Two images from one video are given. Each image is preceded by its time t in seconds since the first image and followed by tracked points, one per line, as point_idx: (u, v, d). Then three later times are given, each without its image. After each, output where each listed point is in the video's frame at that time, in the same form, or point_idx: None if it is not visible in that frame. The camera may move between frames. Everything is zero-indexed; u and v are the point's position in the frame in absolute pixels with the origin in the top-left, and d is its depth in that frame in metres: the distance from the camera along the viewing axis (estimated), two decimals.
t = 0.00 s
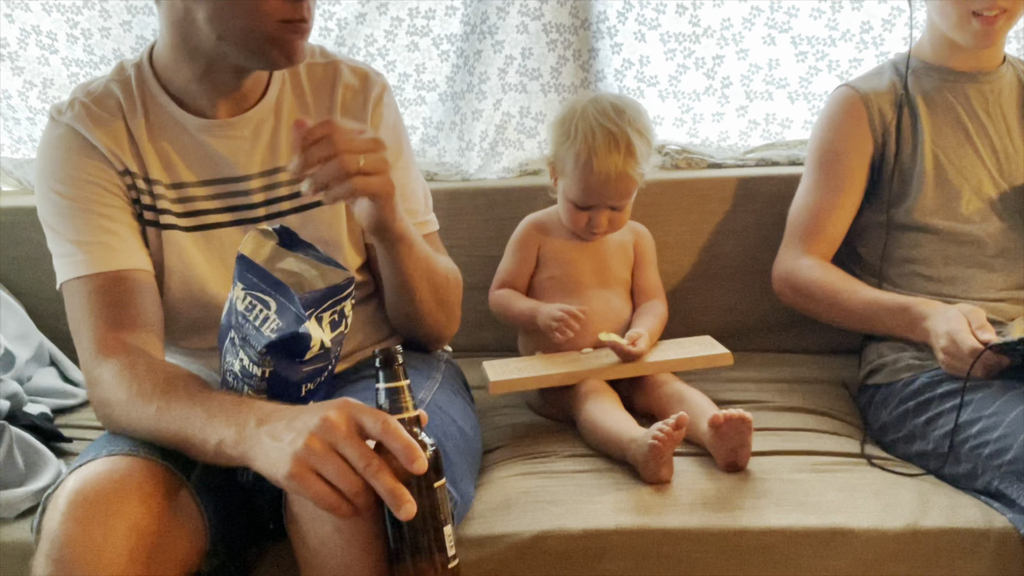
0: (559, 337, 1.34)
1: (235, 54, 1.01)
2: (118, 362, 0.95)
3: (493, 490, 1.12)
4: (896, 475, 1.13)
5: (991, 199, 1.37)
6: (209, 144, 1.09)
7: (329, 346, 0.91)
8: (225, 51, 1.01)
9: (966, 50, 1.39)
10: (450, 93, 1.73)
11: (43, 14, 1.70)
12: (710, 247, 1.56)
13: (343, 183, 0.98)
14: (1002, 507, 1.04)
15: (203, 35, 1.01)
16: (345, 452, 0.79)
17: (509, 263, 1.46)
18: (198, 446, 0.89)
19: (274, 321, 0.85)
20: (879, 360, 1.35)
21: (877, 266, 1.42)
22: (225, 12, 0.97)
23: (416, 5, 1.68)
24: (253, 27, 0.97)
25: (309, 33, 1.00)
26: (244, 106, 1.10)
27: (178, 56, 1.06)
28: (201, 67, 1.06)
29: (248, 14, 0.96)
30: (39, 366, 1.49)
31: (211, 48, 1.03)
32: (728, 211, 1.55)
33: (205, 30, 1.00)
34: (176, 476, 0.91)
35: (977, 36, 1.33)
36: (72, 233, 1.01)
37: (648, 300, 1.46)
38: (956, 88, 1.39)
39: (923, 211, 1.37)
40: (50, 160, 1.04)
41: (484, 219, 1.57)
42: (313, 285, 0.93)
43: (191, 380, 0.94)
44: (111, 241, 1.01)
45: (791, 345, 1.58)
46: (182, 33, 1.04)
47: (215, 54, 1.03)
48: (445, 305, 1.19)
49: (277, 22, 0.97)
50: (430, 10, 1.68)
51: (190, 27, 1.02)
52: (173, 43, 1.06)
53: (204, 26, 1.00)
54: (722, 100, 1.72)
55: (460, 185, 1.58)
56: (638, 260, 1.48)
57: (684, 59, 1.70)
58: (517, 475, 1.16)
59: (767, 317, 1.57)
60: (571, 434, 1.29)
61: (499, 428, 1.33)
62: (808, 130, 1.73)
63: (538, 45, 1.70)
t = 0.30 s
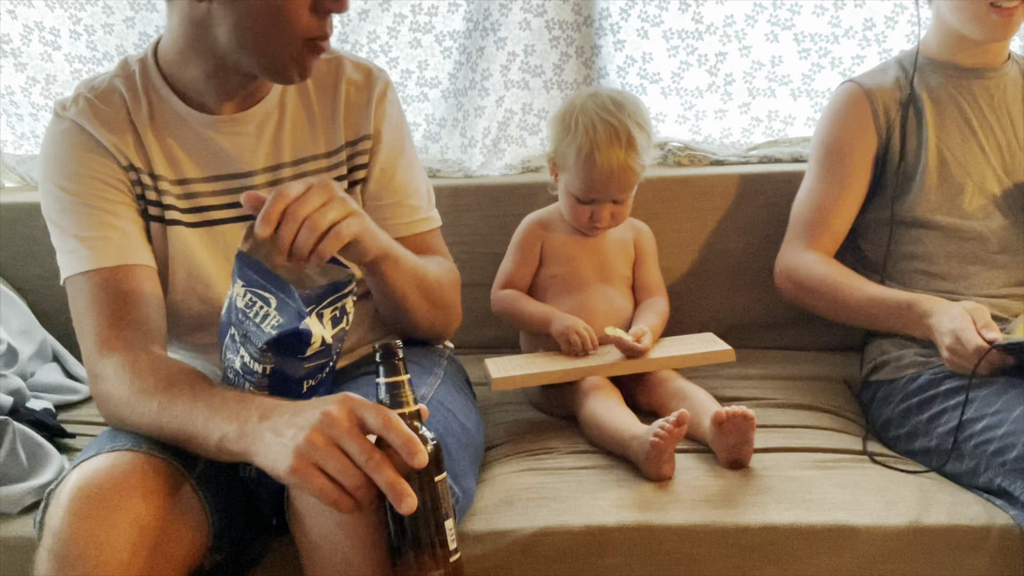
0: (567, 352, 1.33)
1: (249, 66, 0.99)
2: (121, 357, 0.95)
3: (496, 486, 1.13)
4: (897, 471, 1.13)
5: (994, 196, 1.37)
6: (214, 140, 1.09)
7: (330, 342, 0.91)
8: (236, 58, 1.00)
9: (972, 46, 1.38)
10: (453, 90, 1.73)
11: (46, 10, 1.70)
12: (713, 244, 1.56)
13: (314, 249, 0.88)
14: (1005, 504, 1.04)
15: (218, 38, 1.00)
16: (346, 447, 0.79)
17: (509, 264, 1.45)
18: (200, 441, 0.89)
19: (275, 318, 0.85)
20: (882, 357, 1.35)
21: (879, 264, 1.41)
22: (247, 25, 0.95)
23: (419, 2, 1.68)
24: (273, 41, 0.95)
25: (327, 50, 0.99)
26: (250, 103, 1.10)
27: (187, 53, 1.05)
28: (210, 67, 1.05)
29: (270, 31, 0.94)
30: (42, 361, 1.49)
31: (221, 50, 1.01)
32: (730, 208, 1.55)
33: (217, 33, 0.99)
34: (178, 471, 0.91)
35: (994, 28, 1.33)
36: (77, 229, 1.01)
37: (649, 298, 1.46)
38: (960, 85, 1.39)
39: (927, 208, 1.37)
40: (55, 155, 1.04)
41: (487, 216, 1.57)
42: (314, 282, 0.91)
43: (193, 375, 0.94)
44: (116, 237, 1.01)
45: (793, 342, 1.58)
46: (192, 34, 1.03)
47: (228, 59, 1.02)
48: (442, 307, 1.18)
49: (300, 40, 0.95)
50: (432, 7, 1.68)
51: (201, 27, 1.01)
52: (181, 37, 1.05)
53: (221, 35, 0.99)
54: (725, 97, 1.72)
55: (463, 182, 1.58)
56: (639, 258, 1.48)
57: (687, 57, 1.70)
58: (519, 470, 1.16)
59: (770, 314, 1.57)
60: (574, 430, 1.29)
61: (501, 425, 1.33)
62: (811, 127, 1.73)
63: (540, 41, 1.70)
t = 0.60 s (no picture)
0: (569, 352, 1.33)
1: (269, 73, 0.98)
2: (122, 354, 0.95)
3: (496, 484, 1.12)
4: (899, 469, 1.13)
5: (996, 193, 1.37)
6: (223, 135, 1.08)
7: (330, 338, 0.90)
8: (255, 63, 0.98)
9: (978, 42, 1.38)
10: (454, 88, 1.72)
11: (46, 8, 1.70)
12: (714, 242, 1.56)
13: (300, 255, 0.90)
14: (1007, 502, 1.03)
15: (242, 44, 0.97)
16: (345, 445, 0.79)
17: (511, 262, 1.45)
18: (201, 439, 0.88)
19: (275, 314, 0.84)
20: (884, 354, 1.35)
21: (881, 261, 1.41)
22: (273, 37, 0.93)
23: None
24: (297, 54, 0.94)
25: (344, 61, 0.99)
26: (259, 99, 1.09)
27: (203, 49, 1.03)
28: (227, 66, 1.03)
29: (294, 46, 0.93)
30: (42, 359, 1.49)
31: (239, 54, 1.00)
32: (732, 206, 1.55)
33: (236, 37, 0.98)
34: (178, 469, 0.91)
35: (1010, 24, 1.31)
36: (83, 224, 1.01)
37: (650, 295, 1.45)
38: (963, 82, 1.38)
39: (929, 205, 1.37)
40: (61, 149, 1.03)
41: (487, 213, 1.56)
42: (311, 279, 0.92)
43: (195, 372, 0.94)
44: (123, 232, 1.01)
45: (794, 340, 1.58)
46: (212, 32, 1.01)
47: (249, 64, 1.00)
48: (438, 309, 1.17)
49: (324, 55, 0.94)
50: (434, 4, 1.68)
51: (223, 30, 0.99)
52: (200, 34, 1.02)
53: (246, 42, 0.96)
54: (726, 95, 1.72)
55: (464, 180, 1.58)
56: (639, 255, 1.48)
57: (689, 54, 1.70)
58: (520, 468, 1.16)
59: (771, 312, 1.57)
60: (575, 428, 1.29)
61: (503, 422, 1.33)
62: (812, 125, 1.73)
63: (541, 39, 1.70)
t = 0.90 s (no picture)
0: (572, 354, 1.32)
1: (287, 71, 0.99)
2: (127, 353, 0.95)
3: (498, 483, 1.13)
4: (901, 468, 1.14)
5: (997, 192, 1.37)
6: (233, 134, 1.08)
7: (335, 338, 0.91)
8: (277, 62, 0.99)
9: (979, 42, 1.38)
10: (455, 87, 1.73)
11: (47, 7, 1.69)
12: (715, 241, 1.56)
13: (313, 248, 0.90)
14: (1010, 500, 1.03)
15: (262, 45, 0.98)
16: (352, 444, 0.79)
17: (512, 260, 1.44)
18: (206, 438, 0.89)
19: (279, 314, 0.85)
20: (887, 353, 1.35)
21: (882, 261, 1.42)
22: (291, 40, 0.94)
23: None
24: (316, 57, 0.95)
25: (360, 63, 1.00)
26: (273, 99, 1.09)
27: (218, 49, 1.03)
28: (244, 68, 1.03)
29: (313, 49, 0.94)
30: (43, 358, 1.49)
31: (263, 53, 1.00)
32: (733, 206, 1.55)
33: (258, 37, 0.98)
34: (183, 467, 0.91)
35: (986, 30, 1.34)
36: (92, 221, 1.01)
37: (652, 294, 1.45)
38: (964, 81, 1.39)
39: (930, 204, 1.37)
40: (70, 145, 1.03)
41: (489, 212, 1.56)
42: (316, 278, 0.90)
43: (200, 371, 0.94)
44: (131, 231, 1.01)
45: (795, 339, 1.58)
46: (229, 32, 1.00)
47: (268, 61, 1.01)
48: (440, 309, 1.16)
49: (342, 58, 0.96)
50: (435, 3, 1.68)
51: (244, 33, 0.99)
52: (216, 33, 1.02)
53: (266, 42, 0.97)
54: (727, 94, 1.72)
55: (466, 179, 1.58)
56: (640, 254, 1.48)
57: (690, 53, 1.70)
58: (523, 467, 1.16)
59: (772, 311, 1.57)
60: (577, 426, 1.29)
61: (505, 421, 1.33)
62: (813, 124, 1.73)
63: (543, 38, 1.70)
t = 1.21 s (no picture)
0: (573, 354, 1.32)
1: (285, 80, 1.00)
2: (126, 354, 0.95)
3: (497, 483, 1.13)
4: (899, 468, 1.14)
5: (995, 192, 1.37)
6: (234, 135, 1.08)
7: (334, 339, 0.91)
8: (274, 73, 0.99)
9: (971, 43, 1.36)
10: (454, 88, 1.73)
11: (46, 9, 1.70)
12: (714, 242, 1.56)
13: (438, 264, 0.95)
14: (1008, 501, 1.04)
15: (263, 54, 0.99)
16: (353, 446, 0.79)
17: (521, 259, 1.44)
18: (205, 439, 0.89)
19: (280, 316, 0.85)
20: (887, 353, 1.36)
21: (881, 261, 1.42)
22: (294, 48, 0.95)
23: None
24: (318, 64, 0.96)
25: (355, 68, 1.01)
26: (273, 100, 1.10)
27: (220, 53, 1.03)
28: (246, 73, 1.04)
29: (314, 58, 0.95)
30: (42, 360, 1.49)
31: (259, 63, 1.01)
32: (732, 206, 1.55)
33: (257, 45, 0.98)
34: (182, 469, 0.91)
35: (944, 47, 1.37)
36: (91, 222, 1.01)
37: (651, 295, 1.45)
38: (962, 81, 1.39)
39: (927, 204, 1.37)
40: (69, 145, 1.03)
41: (488, 213, 1.57)
42: (315, 279, 0.90)
43: (198, 373, 0.94)
44: (130, 232, 1.01)
45: (794, 340, 1.58)
46: (233, 37, 1.00)
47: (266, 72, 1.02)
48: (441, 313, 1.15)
49: (345, 63, 0.97)
50: (433, 4, 1.68)
51: (245, 39, 0.99)
52: (218, 36, 1.02)
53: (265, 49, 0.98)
54: (726, 95, 1.72)
55: (464, 179, 1.58)
56: (640, 255, 1.48)
57: (688, 53, 1.70)
58: (522, 467, 1.16)
59: (771, 311, 1.57)
60: (576, 427, 1.29)
61: (504, 422, 1.33)
62: (812, 124, 1.73)
63: (541, 39, 1.70)
